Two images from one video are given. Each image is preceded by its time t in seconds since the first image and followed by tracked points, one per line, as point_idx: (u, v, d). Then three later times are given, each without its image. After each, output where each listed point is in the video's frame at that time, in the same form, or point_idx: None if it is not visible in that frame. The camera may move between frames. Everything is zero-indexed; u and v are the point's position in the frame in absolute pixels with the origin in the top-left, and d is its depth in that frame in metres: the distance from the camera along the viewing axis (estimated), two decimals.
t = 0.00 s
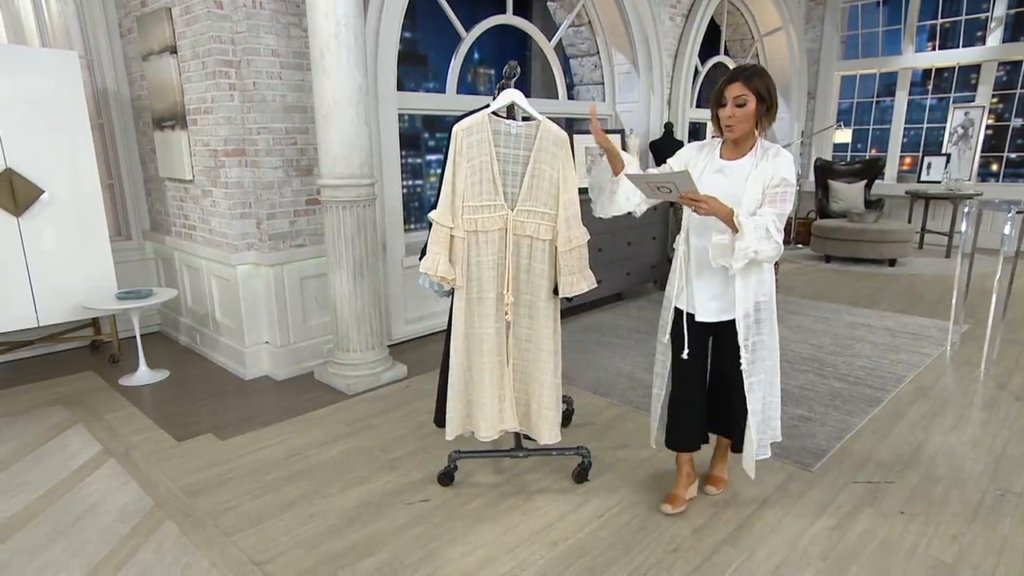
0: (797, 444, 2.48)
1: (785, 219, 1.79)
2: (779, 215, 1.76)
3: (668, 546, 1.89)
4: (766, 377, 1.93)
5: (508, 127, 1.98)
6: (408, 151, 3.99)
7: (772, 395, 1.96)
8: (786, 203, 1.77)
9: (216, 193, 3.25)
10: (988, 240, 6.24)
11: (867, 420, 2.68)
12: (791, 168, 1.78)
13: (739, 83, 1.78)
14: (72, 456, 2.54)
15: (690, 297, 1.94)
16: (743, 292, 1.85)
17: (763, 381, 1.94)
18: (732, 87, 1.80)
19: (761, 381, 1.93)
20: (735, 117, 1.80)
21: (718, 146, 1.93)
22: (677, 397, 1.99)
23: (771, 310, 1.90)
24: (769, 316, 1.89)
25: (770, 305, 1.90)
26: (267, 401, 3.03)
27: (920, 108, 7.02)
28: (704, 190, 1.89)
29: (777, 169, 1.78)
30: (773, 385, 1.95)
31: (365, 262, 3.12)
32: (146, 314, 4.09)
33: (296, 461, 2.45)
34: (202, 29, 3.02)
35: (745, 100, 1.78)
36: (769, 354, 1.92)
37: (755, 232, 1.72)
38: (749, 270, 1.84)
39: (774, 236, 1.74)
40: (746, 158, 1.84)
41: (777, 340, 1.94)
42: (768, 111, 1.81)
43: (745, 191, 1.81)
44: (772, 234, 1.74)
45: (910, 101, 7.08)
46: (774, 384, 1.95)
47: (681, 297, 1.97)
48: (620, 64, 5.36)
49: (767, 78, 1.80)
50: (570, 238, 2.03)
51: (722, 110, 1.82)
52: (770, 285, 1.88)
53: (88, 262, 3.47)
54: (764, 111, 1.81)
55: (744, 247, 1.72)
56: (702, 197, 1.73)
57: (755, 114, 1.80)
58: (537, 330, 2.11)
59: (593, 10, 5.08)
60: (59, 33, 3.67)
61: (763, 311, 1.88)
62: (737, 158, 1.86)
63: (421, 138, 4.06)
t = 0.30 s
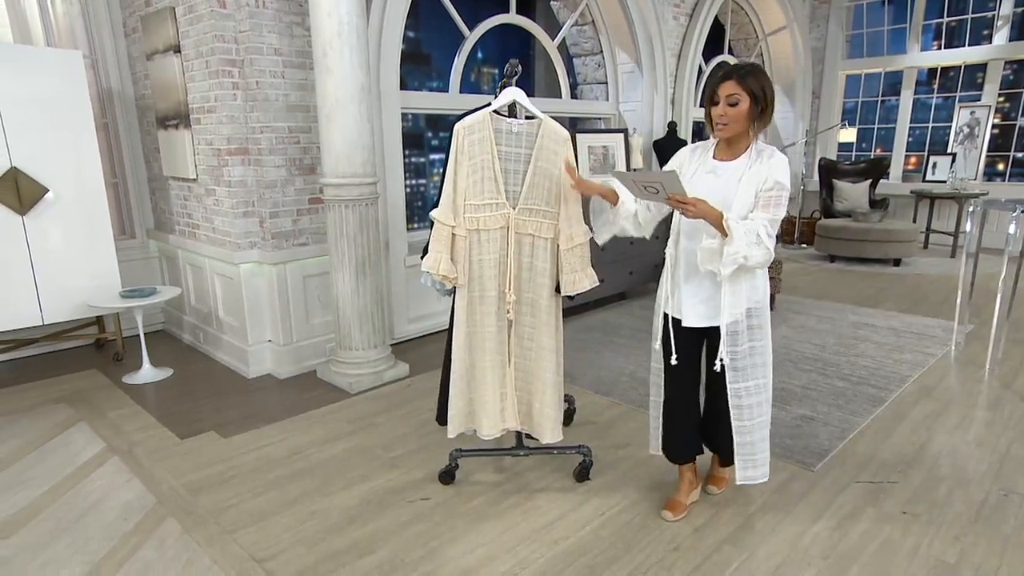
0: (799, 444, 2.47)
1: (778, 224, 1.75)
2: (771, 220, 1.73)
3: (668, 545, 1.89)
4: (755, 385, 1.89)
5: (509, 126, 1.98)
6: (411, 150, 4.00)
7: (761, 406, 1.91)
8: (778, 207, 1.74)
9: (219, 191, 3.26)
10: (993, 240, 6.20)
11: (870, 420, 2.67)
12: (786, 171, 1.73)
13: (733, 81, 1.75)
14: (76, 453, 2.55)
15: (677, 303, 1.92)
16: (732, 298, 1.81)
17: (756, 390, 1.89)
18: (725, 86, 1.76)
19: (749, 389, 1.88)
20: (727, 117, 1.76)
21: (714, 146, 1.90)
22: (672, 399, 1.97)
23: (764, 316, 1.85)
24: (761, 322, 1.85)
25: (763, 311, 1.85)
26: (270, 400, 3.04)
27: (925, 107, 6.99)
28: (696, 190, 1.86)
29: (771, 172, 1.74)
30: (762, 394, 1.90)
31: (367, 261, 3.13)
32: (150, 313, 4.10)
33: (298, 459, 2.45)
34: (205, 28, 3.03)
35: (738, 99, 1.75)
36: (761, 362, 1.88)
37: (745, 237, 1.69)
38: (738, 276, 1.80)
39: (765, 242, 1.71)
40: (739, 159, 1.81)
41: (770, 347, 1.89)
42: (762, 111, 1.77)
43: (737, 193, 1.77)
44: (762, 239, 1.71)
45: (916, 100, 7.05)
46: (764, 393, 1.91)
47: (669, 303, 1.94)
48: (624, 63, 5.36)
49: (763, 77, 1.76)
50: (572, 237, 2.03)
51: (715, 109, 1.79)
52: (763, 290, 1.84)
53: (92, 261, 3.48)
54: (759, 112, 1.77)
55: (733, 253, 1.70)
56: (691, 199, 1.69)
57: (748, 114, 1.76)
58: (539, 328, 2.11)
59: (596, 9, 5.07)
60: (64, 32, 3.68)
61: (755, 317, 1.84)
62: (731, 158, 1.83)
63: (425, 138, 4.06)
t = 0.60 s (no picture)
0: (799, 444, 2.46)
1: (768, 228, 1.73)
2: (760, 223, 1.70)
3: (667, 544, 1.88)
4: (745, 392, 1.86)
5: (510, 125, 1.99)
6: (412, 150, 3.99)
7: (756, 413, 1.88)
8: (770, 209, 1.71)
9: (219, 190, 3.26)
10: (996, 240, 6.18)
11: (870, 420, 2.66)
12: (779, 171, 1.70)
13: (725, 75, 1.71)
14: (77, 451, 2.56)
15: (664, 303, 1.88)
16: (717, 302, 1.78)
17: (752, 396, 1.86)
18: (717, 79, 1.72)
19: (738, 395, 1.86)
20: (718, 112, 1.72)
21: (709, 142, 1.86)
22: (652, 402, 1.95)
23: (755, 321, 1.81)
24: (752, 328, 1.82)
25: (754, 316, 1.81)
26: (270, 398, 3.04)
27: (928, 106, 6.97)
28: (687, 188, 1.82)
29: (761, 174, 1.70)
30: (757, 402, 1.87)
31: (367, 259, 3.13)
32: (152, 312, 4.11)
33: (297, 458, 2.46)
34: (206, 27, 3.03)
35: (732, 93, 1.70)
36: (752, 369, 1.84)
37: (730, 241, 1.67)
38: (726, 280, 1.78)
39: (752, 247, 1.68)
40: (730, 156, 1.76)
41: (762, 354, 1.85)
42: (756, 107, 1.72)
43: (727, 193, 1.73)
44: (750, 243, 1.68)
45: (918, 100, 7.03)
46: (759, 402, 1.87)
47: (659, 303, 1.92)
48: (625, 63, 5.35)
49: (758, 72, 1.71)
50: (576, 234, 2.03)
51: (707, 103, 1.75)
52: (754, 293, 1.80)
53: (93, 260, 3.49)
54: (753, 108, 1.72)
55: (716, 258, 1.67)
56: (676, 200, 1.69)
57: (741, 110, 1.72)
58: (545, 326, 2.11)
59: (598, 9, 5.07)
60: (67, 32, 3.69)
61: (745, 322, 1.81)
62: (725, 157, 1.78)
63: (426, 138, 4.06)
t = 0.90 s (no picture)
0: (799, 444, 2.46)
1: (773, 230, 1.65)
2: (763, 225, 1.63)
3: (665, 544, 1.88)
4: (754, 402, 1.74)
5: (510, 124, 1.98)
6: (413, 150, 4.00)
7: (769, 425, 1.75)
8: (775, 211, 1.63)
9: (219, 190, 3.27)
10: (997, 239, 6.17)
11: (870, 420, 2.65)
12: (784, 169, 1.63)
13: (730, 71, 1.66)
14: (77, 450, 2.57)
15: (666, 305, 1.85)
16: (719, 306, 1.71)
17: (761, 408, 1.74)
18: (722, 76, 1.68)
19: (746, 404, 1.75)
20: (723, 109, 1.68)
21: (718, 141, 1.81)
22: (656, 405, 1.93)
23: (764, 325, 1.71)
24: (761, 333, 1.71)
25: (761, 320, 1.71)
26: (270, 397, 3.05)
27: (929, 106, 6.95)
28: (691, 186, 1.78)
29: (766, 172, 1.63)
30: (771, 413, 1.74)
31: (367, 259, 3.13)
32: (152, 311, 4.12)
33: (297, 457, 2.46)
34: (206, 27, 3.04)
35: (736, 90, 1.66)
36: (762, 377, 1.72)
37: (730, 244, 1.60)
38: (728, 284, 1.70)
39: (753, 250, 1.61)
40: (736, 155, 1.71)
41: (774, 361, 1.74)
42: (763, 104, 1.66)
43: (729, 192, 1.68)
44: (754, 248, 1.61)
45: (919, 100, 7.01)
46: (771, 412, 1.74)
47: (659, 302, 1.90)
48: (626, 62, 5.35)
49: (766, 67, 1.65)
50: (579, 231, 2.03)
51: (713, 100, 1.70)
52: (759, 298, 1.71)
53: (93, 260, 3.49)
54: (759, 105, 1.66)
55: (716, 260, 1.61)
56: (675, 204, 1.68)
57: (746, 107, 1.66)
58: (551, 323, 2.11)
59: (598, 9, 5.07)
60: (68, 32, 3.70)
61: (752, 327, 1.71)
62: (731, 155, 1.73)
63: (426, 137, 4.07)
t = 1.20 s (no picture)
0: (796, 443, 2.46)
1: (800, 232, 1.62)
2: (789, 225, 1.60)
3: (662, 543, 1.88)
4: (761, 409, 1.72)
5: (508, 123, 1.99)
6: (411, 150, 4.00)
7: (767, 435, 1.73)
8: (801, 210, 1.61)
9: (217, 190, 3.27)
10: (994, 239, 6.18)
11: (867, 419, 2.66)
12: (809, 166, 1.61)
13: (751, 68, 1.63)
14: (74, 450, 2.56)
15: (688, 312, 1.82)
16: (743, 310, 1.69)
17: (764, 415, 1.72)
18: (743, 73, 1.65)
19: (753, 410, 1.74)
20: (747, 107, 1.65)
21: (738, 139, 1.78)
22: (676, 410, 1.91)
23: (784, 332, 1.68)
24: (782, 338, 1.68)
25: (782, 327, 1.68)
26: (268, 397, 3.04)
27: (927, 106, 6.96)
28: (713, 186, 1.76)
29: (792, 170, 1.61)
30: (774, 423, 1.71)
31: (365, 258, 3.13)
32: (150, 312, 4.11)
33: (294, 457, 2.46)
34: (203, 27, 3.04)
35: (758, 88, 1.63)
36: (775, 385, 1.69)
37: (754, 247, 1.58)
38: (754, 288, 1.67)
39: (780, 252, 1.59)
40: (760, 153, 1.68)
41: (792, 369, 1.70)
42: (786, 99, 1.64)
43: (752, 192, 1.66)
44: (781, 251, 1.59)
45: (917, 100, 7.02)
46: (774, 423, 1.71)
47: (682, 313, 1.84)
48: (624, 63, 5.35)
49: (787, 61, 1.62)
50: (577, 230, 2.03)
51: (735, 98, 1.67)
52: (783, 303, 1.67)
53: (91, 260, 3.49)
54: (782, 100, 1.64)
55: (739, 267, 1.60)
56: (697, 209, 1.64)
57: (770, 103, 1.64)
58: (550, 323, 2.11)
59: (596, 9, 5.07)
60: (65, 31, 3.70)
61: (772, 332, 1.69)
62: (753, 154, 1.70)
63: (425, 137, 4.07)
